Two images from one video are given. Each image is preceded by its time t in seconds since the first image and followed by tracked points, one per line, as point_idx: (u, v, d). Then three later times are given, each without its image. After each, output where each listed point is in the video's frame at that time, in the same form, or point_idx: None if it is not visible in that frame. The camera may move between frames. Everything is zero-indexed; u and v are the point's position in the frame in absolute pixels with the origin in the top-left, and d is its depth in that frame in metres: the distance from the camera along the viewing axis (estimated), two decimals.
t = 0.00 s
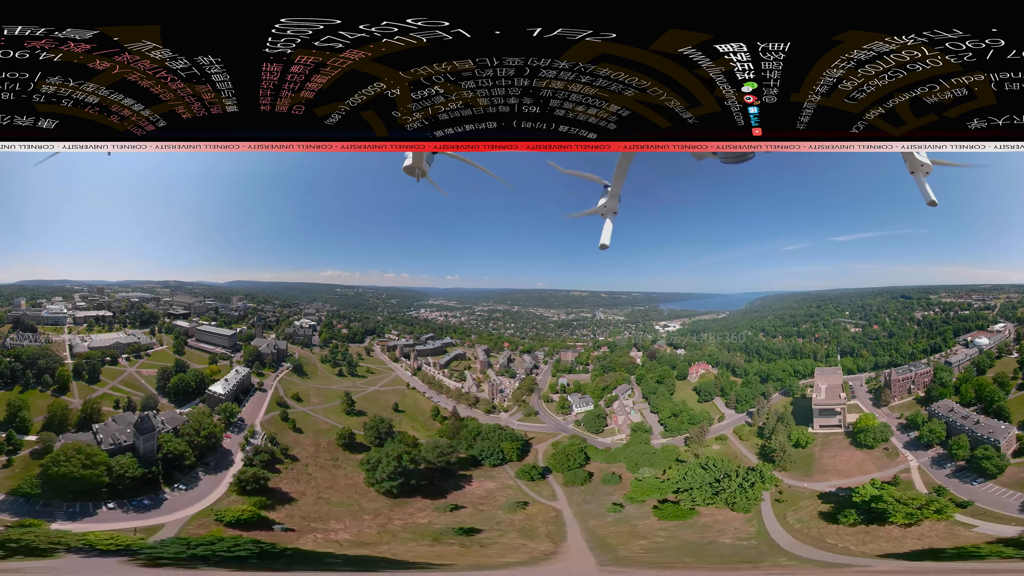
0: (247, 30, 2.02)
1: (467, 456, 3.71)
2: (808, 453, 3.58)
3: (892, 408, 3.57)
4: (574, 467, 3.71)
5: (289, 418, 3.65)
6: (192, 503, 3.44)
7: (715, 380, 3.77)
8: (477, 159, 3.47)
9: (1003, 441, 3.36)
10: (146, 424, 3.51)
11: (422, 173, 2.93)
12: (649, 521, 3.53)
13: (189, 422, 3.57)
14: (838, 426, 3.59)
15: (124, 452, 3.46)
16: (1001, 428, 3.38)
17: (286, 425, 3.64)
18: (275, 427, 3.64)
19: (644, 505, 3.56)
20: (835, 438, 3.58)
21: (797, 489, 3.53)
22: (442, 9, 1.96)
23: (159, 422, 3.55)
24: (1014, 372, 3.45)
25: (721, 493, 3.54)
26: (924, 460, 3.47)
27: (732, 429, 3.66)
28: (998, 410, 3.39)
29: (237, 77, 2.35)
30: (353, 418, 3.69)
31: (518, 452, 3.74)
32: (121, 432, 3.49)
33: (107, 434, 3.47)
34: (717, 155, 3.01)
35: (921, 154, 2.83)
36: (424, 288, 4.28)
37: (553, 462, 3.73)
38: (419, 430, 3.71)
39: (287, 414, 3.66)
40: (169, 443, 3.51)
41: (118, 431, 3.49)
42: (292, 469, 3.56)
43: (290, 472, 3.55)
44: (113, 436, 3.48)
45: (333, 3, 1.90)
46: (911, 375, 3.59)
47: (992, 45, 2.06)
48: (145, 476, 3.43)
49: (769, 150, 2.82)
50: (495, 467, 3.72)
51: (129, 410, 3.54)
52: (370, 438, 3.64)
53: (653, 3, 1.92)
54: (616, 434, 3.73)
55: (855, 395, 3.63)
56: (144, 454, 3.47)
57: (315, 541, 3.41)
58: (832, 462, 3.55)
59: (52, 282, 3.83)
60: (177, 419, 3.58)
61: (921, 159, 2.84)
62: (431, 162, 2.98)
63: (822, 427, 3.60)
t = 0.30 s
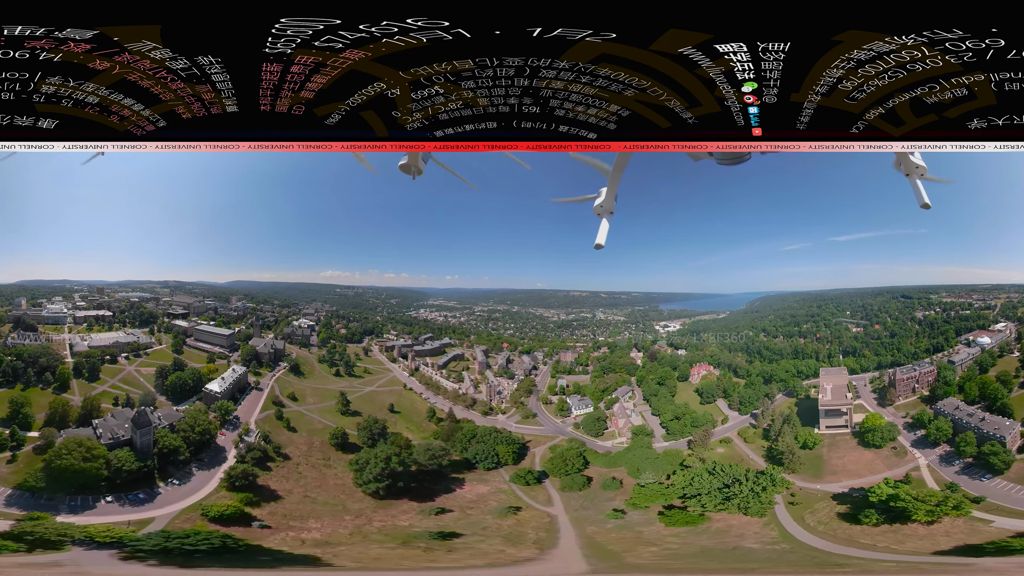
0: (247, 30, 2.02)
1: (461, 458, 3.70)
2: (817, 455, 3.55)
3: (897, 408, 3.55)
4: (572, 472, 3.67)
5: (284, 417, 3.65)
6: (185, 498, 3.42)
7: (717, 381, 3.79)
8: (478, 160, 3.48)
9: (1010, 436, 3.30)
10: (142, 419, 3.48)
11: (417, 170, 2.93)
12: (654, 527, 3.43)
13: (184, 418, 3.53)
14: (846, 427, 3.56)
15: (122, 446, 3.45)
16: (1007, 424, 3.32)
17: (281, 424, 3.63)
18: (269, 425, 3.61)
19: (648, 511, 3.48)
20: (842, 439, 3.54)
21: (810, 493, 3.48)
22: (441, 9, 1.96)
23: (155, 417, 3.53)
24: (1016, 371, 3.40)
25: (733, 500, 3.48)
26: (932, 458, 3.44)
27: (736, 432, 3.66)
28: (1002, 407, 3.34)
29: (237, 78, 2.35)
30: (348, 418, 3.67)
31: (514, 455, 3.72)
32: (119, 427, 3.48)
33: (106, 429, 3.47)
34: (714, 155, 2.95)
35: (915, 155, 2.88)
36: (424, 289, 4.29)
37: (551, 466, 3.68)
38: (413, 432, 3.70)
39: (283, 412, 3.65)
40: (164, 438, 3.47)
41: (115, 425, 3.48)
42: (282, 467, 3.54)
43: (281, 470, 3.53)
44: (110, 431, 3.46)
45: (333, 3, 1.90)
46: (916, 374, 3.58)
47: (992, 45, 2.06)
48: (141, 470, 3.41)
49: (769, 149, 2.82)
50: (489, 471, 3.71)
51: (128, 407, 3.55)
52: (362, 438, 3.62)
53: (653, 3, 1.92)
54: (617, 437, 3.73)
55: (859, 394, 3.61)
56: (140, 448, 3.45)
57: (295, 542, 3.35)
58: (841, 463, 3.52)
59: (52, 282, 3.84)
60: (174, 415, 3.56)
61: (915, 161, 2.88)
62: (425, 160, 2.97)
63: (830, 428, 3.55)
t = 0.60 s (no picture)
0: (247, 30, 2.02)
1: (455, 461, 3.70)
2: (825, 456, 3.58)
3: (902, 407, 3.56)
4: (570, 477, 3.68)
5: (278, 416, 3.65)
6: (178, 494, 3.44)
7: (719, 383, 3.78)
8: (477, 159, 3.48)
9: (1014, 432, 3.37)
10: (140, 414, 3.51)
11: (412, 168, 2.84)
12: (661, 533, 3.51)
13: (179, 415, 3.54)
14: (852, 427, 3.59)
15: (120, 441, 3.46)
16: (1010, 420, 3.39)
17: (275, 422, 3.64)
18: (263, 424, 3.64)
19: (652, 517, 3.54)
20: (849, 439, 3.57)
21: (822, 493, 3.53)
22: (442, 9, 1.96)
23: (152, 413, 3.55)
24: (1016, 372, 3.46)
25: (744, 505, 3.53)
26: (940, 456, 3.45)
27: (740, 434, 3.66)
28: (1006, 405, 3.41)
29: (237, 77, 2.35)
30: (343, 418, 3.67)
31: (510, 459, 3.73)
32: (118, 422, 3.48)
33: (105, 425, 3.46)
34: (711, 157, 2.98)
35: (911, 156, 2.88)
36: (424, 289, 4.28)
37: (547, 471, 3.71)
38: (409, 435, 3.69)
39: (278, 411, 3.65)
40: (160, 435, 3.50)
41: (114, 420, 3.48)
42: (273, 465, 3.56)
43: (271, 467, 3.55)
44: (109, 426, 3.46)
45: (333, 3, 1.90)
46: (919, 373, 3.57)
47: (992, 45, 2.06)
48: (138, 464, 3.44)
49: (769, 150, 2.82)
50: (482, 474, 3.70)
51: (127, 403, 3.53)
52: (355, 438, 3.61)
53: (653, 3, 1.92)
54: (617, 441, 3.72)
55: (864, 395, 3.63)
56: (138, 443, 3.49)
57: (265, 538, 3.40)
58: (848, 464, 3.56)
59: (52, 282, 3.85)
60: (170, 411, 3.57)
61: (911, 163, 2.85)
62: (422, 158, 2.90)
63: (836, 429, 3.59)
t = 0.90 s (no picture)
0: (247, 30, 2.02)
1: (448, 463, 3.71)
2: (833, 456, 3.58)
3: (907, 406, 3.55)
4: (568, 482, 3.66)
5: (274, 414, 3.66)
6: (172, 488, 3.45)
7: (721, 383, 3.75)
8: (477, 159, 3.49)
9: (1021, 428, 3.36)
10: (138, 409, 3.53)
11: (408, 169, 2.91)
12: (667, 538, 3.47)
13: (176, 411, 3.55)
14: (857, 427, 3.61)
15: (118, 436, 3.48)
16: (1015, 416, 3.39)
17: (270, 420, 3.65)
18: (258, 422, 3.62)
19: (659, 524, 3.52)
20: (855, 439, 3.59)
21: (836, 494, 3.51)
22: (442, 9, 1.96)
23: (149, 408, 3.54)
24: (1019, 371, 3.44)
25: (761, 510, 3.51)
26: (948, 454, 3.45)
27: (746, 436, 3.64)
28: (1009, 402, 3.40)
29: (237, 78, 2.35)
30: (338, 417, 3.68)
31: (504, 462, 3.71)
32: (116, 417, 3.49)
33: (105, 419, 3.49)
34: (707, 158, 2.99)
35: (909, 157, 2.83)
36: (424, 289, 4.30)
37: (545, 475, 3.68)
38: (407, 440, 3.71)
39: (273, 410, 3.66)
40: (156, 430, 3.50)
41: (112, 415, 3.49)
42: (265, 463, 3.56)
43: (264, 465, 3.56)
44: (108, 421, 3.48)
45: (333, 3, 1.90)
46: (923, 372, 3.59)
47: (992, 45, 2.06)
48: (135, 459, 3.46)
49: (769, 149, 2.82)
50: (476, 478, 3.70)
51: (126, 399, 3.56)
52: (349, 438, 3.64)
53: (653, 4, 1.92)
54: (617, 444, 3.70)
55: (869, 395, 3.62)
56: (135, 438, 3.50)
57: (241, 534, 3.42)
58: (858, 463, 3.56)
59: (52, 282, 3.86)
60: (168, 407, 3.57)
61: (908, 163, 2.80)
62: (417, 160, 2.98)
63: (842, 429, 3.60)
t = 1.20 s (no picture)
0: (247, 30, 2.02)
1: (440, 466, 3.69)
2: (842, 457, 3.56)
3: (913, 404, 3.55)
4: (565, 487, 3.63)
5: (269, 413, 3.66)
6: (166, 483, 3.45)
7: (723, 385, 3.76)
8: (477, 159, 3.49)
9: None
10: (136, 405, 3.53)
11: (404, 166, 2.94)
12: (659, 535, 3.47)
13: (172, 408, 3.55)
14: (863, 426, 3.58)
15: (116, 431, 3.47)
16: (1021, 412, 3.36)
17: (265, 419, 3.65)
18: (254, 421, 3.64)
19: (668, 530, 3.48)
20: (863, 439, 3.57)
21: (851, 494, 3.49)
22: (442, 9, 1.96)
23: (146, 404, 3.54)
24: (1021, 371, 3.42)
25: (778, 513, 3.50)
26: (955, 451, 3.44)
27: (750, 438, 3.63)
28: (1012, 399, 3.40)
29: (237, 77, 2.35)
30: (333, 417, 3.66)
31: (499, 466, 3.71)
32: (115, 412, 3.49)
33: (105, 414, 3.50)
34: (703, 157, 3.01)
35: (904, 159, 2.91)
36: (424, 290, 4.35)
37: (541, 480, 3.67)
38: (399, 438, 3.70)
39: (268, 409, 3.66)
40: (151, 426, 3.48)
41: (111, 410, 3.49)
42: (258, 461, 3.57)
43: (256, 463, 3.56)
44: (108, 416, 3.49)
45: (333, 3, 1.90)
46: (928, 371, 3.57)
47: (992, 45, 2.06)
48: (132, 454, 3.47)
49: (769, 149, 2.82)
50: (469, 481, 3.67)
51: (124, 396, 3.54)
52: (341, 438, 3.61)
53: (653, 3, 1.92)
54: (617, 448, 3.69)
55: (875, 395, 3.61)
56: (133, 433, 3.50)
57: (220, 529, 3.38)
58: (868, 463, 3.55)
59: (52, 282, 3.87)
60: (165, 404, 3.56)
61: (903, 164, 2.90)
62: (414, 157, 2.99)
63: (849, 430, 3.57)
